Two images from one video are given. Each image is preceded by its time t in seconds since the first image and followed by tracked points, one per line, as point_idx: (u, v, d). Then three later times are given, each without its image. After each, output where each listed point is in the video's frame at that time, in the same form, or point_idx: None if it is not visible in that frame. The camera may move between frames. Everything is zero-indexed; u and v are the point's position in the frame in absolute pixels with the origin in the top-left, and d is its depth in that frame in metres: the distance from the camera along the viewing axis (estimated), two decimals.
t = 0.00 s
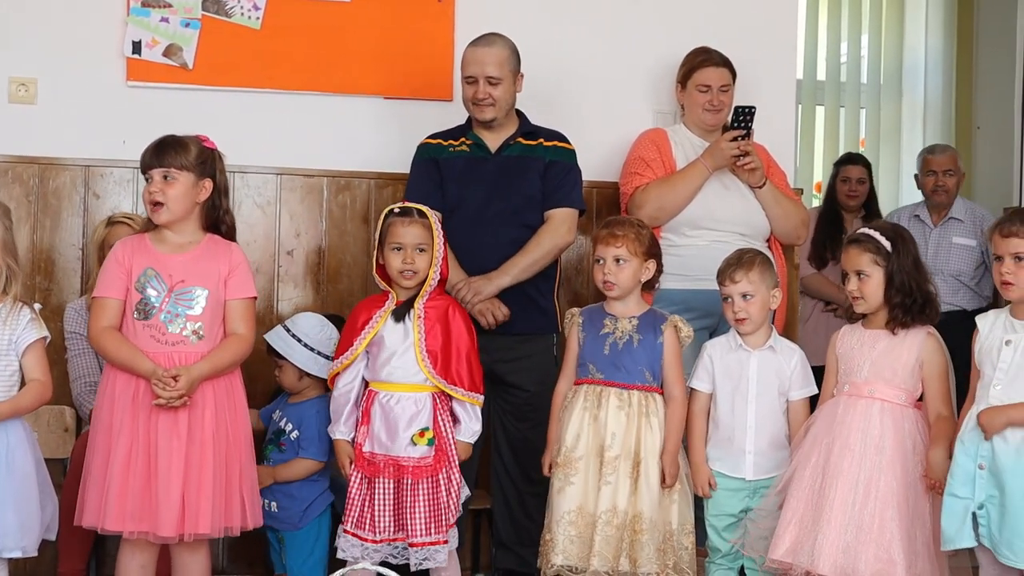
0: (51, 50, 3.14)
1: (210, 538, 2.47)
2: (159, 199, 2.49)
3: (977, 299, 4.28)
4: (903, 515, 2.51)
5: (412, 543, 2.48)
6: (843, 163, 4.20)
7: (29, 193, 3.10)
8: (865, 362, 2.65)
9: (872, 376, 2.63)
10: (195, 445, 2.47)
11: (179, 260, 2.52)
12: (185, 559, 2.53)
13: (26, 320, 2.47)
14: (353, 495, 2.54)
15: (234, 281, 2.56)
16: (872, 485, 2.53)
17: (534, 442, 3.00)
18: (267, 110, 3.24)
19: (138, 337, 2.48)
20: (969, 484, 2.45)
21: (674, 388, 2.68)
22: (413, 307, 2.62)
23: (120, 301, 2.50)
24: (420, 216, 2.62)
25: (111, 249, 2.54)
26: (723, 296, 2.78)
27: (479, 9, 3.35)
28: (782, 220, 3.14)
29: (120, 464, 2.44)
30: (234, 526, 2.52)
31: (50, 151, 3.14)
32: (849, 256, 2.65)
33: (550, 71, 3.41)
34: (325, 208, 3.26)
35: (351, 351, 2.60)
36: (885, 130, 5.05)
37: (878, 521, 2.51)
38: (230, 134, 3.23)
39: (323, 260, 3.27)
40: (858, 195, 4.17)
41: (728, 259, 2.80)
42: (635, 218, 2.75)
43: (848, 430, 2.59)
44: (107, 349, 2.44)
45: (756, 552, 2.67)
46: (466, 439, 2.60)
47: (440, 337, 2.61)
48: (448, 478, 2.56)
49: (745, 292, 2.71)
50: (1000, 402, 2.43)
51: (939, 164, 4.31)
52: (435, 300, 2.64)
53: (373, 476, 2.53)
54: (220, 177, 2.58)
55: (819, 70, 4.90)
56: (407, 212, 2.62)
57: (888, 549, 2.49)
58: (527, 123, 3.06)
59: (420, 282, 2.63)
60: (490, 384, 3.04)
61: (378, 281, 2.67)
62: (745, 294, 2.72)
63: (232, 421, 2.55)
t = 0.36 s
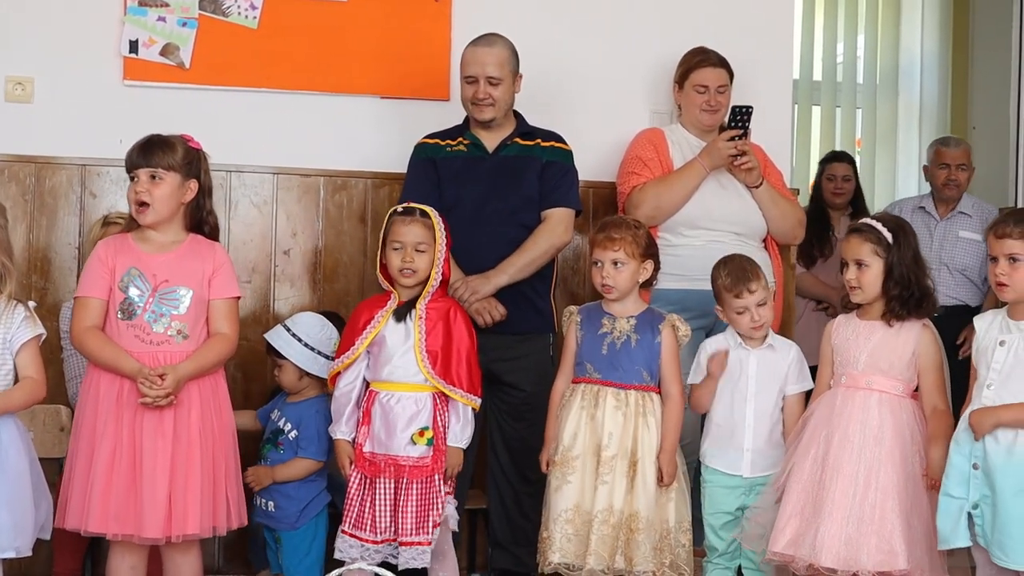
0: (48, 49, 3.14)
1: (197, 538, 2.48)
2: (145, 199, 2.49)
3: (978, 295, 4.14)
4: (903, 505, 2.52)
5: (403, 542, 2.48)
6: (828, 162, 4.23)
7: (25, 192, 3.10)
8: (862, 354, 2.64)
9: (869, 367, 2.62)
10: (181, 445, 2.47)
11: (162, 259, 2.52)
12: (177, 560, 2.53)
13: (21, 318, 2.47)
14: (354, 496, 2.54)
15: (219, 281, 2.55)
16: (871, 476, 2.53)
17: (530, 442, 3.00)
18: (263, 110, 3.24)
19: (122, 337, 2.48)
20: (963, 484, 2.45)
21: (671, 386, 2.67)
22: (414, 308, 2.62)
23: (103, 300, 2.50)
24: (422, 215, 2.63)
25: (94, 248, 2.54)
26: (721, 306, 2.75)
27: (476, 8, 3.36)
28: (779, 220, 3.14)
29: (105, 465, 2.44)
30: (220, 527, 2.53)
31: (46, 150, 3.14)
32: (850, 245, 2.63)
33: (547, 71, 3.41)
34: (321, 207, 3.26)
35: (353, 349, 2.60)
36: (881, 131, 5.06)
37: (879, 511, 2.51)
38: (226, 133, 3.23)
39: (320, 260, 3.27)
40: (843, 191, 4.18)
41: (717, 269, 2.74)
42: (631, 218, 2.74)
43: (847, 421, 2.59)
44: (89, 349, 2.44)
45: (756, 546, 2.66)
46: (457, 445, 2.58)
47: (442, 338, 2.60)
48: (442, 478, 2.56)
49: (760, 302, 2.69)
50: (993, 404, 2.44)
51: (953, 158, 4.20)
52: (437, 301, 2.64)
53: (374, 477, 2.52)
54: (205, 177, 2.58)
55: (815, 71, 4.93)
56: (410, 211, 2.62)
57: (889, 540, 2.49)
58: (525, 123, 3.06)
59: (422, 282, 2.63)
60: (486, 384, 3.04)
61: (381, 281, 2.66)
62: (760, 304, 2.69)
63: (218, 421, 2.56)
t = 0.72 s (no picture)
0: (43, 50, 3.14)
1: (192, 539, 2.48)
2: (139, 199, 2.49)
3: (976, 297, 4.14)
4: (897, 493, 2.54)
5: (405, 544, 2.48)
6: (810, 159, 4.20)
7: (20, 193, 3.11)
8: (856, 339, 2.65)
9: (864, 352, 2.63)
10: (175, 446, 2.47)
11: (156, 260, 2.52)
12: (172, 560, 2.53)
13: (11, 317, 2.47)
14: (347, 495, 2.54)
15: (213, 281, 2.55)
16: (866, 465, 2.55)
17: (525, 442, 2.99)
18: (258, 110, 3.24)
19: (115, 338, 2.48)
20: (958, 486, 2.44)
21: (667, 386, 2.68)
22: (409, 309, 2.61)
23: (97, 301, 2.49)
24: (413, 215, 2.63)
25: (87, 250, 2.54)
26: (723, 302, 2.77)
27: (471, 8, 3.36)
28: (773, 221, 3.14)
29: (99, 466, 2.43)
30: (214, 527, 2.53)
31: (41, 150, 3.14)
32: (845, 228, 2.63)
33: (542, 71, 3.41)
34: (316, 207, 3.26)
35: (349, 348, 2.61)
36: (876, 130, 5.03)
37: (874, 498, 2.53)
38: (222, 133, 3.23)
39: (315, 259, 3.27)
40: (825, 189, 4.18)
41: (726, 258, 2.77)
42: (626, 219, 2.74)
43: (843, 409, 2.60)
44: (84, 351, 2.44)
45: (761, 536, 2.69)
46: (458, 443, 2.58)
47: (437, 342, 2.59)
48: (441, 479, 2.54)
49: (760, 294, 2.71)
50: (992, 404, 2.42)
51: (955, 163, 4.06)
52: (434, 304, 2.62)
53: (367, 477, 2.52)
54: (198, 177, 2.59)
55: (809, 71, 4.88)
56: (401, 211, 2.64)
57: (884, 528, 2.51)
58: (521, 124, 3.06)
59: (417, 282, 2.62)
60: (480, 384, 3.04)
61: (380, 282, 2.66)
62: (757, 295, 2.72)
63: (212, 421, 2.56)
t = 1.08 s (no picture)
0: (34, 49, 3.14)
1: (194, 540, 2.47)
2: (141, 198, 2.49)
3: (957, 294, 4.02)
4: (886, 494, 2.54)
5: (390, 544, 2.47)
6: (793, 164, 4.24)
7: (10, 192, 3.10)
8: (847, 338, 2.66)
9: (855, 351, 2.64)
10: (175, 446, 2.46)
11: (155, 260, 2.52)
12: (167, 561, 2.53)
13: None
14: (337, 496, 2.52)
15: (213, 281, 2.55)
16: (856, 465, 2.56)
17: (516, 443, 2.99)
18: (250, 110, 3.24)
19: (116, 340, 2.48)
20: (947, 487, 2.44)
21: (660, 387, 2.67)
22: (401, 309, 2.61)
23: (99, 303, 2.50)
24: (406, 215, 2.63)
25: (88, 251, 2.54)
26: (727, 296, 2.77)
27: (463, 9, 3.36)
28: (763, 221, 3.15)
29: (97, 467, 2.43)
30: (216, 526, 2.52)
31: (32, 150, 3.14)
32: (836, 226, 2.64)
33: (534, 72, 3.41)
34: (307, 207, 3.26)
35: (337, 341, 2.59)
36: (867, 128, 5.02)
37: (862, 499, 2.53)
38: (212, 133, 3.23)
39: (305, 260, 3.27)
40: (809, 194, 4.20)
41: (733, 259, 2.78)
42: (621, 220, 2.74)
43: (833, 409, 2.61)
44: (85, 352, 2.44)
45: (755, 537, 2.66)
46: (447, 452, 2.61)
47: (428, 346, 2.59)
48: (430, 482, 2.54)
49: (757, 292, 2.71)
50: (980, 405, 2.43)
51: (940, 177, 3.80)
52: (426, 304, 2.63)
53: (355, 476, 2.51)
54: (199, 176, 2.58)
55: (800, 72, 4.90)
56: (394, 211, 2.64)
57: (872, 528, 2.52)
58: (512, 125, 3.06)
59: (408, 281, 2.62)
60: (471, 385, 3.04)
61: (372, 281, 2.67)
62: (757, 294, 2.71)
63: (213, 421, 2.55)
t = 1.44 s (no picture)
0: (22, 49, 3.13)
1: (183, 542, 2.46)
2: (137, 199, 2.49)
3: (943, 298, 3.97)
4: (874, 494, 2.54)
5: (372, 547, 2.47)
6: (780, 167, 4.26)
7: None
8: (837, 338, 2.66)
9: (846, 352, 2.64)
10: (162, 448, 2.45)
11: (149, 262, 2.51)
12: (158, 562, 2.52)
13: None
14: (317, 497, 2.52)
15: (206, 283, 2.53)
16: (844, 464, 2.56)
17: (506, 445, 2.99)
18: (240, 110, 3.24)
19: (109, 342, 2.49)
20: (937, 488, 2.46)
21: (652, 389, 2.68)
22: (389, 310, 2.61)
23: (95, 305, 2.51)
24: (394, 216, 2.63)
25: (87, 254, 2.56)
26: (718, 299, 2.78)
27: (453, 10, 3.36)
28: (751, 224, 3.15)
29: (87, 468, 2.44)
30: (206, 530, 2.50)
31: (20, 150, 3.13)
32: (829, 227, 2.65)
33: (524, 73, 3.42)
34: (297, 208, 3.26)
35: (326, 351, 2.60)
36: (858, 132, 5.04)
37: (850, 498, 2.53)
38: (202, 134, 3.22)
39: (295, 261, 3.27)
40: (796, 197, 4.22)
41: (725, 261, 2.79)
42: (616, 222, 2.75)
43: (822, 409, 2.61)
44: (78, 353, 2.45)
45: (744, 540, 2.67)
46: (455, 450, 2.58)
47: (415, 346, 2.58)
48: (413, 485, 2.53)
49: (741, 295, 2.71)
50: (967, 408, 2.44)
51: (921, 180, 3.82)
52: (413, 305, 2.62)
53: (336, 476, 2.52)
54: (197, 176, 2.57)
55: (790, 75, 4.93)
56: (382, 212, 2.65)
57: (860, 528, 2.52)
58: (503, 126, 3.07)
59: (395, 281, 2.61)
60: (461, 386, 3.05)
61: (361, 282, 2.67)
62: (739, 297, 2.72)
63: (205, 424, 2.53)
